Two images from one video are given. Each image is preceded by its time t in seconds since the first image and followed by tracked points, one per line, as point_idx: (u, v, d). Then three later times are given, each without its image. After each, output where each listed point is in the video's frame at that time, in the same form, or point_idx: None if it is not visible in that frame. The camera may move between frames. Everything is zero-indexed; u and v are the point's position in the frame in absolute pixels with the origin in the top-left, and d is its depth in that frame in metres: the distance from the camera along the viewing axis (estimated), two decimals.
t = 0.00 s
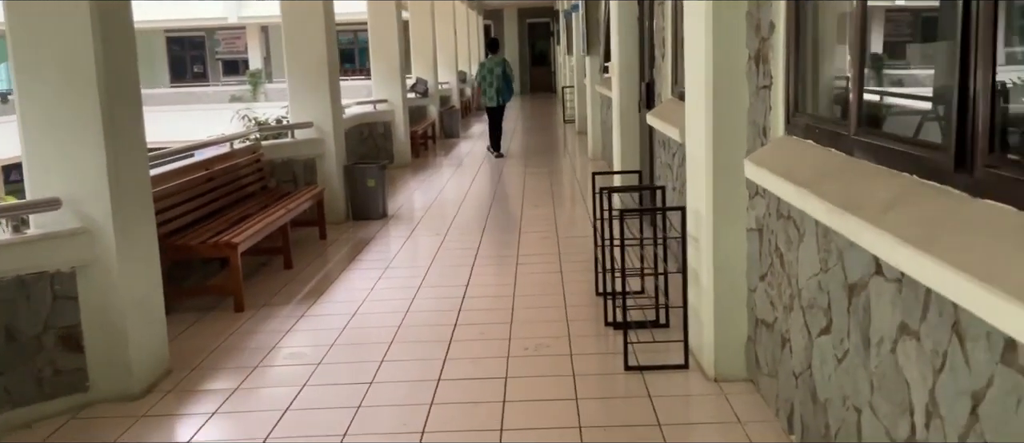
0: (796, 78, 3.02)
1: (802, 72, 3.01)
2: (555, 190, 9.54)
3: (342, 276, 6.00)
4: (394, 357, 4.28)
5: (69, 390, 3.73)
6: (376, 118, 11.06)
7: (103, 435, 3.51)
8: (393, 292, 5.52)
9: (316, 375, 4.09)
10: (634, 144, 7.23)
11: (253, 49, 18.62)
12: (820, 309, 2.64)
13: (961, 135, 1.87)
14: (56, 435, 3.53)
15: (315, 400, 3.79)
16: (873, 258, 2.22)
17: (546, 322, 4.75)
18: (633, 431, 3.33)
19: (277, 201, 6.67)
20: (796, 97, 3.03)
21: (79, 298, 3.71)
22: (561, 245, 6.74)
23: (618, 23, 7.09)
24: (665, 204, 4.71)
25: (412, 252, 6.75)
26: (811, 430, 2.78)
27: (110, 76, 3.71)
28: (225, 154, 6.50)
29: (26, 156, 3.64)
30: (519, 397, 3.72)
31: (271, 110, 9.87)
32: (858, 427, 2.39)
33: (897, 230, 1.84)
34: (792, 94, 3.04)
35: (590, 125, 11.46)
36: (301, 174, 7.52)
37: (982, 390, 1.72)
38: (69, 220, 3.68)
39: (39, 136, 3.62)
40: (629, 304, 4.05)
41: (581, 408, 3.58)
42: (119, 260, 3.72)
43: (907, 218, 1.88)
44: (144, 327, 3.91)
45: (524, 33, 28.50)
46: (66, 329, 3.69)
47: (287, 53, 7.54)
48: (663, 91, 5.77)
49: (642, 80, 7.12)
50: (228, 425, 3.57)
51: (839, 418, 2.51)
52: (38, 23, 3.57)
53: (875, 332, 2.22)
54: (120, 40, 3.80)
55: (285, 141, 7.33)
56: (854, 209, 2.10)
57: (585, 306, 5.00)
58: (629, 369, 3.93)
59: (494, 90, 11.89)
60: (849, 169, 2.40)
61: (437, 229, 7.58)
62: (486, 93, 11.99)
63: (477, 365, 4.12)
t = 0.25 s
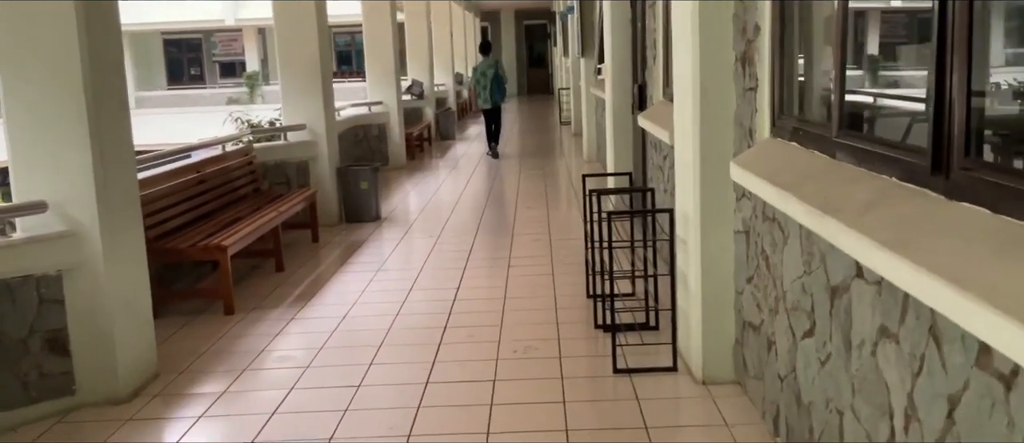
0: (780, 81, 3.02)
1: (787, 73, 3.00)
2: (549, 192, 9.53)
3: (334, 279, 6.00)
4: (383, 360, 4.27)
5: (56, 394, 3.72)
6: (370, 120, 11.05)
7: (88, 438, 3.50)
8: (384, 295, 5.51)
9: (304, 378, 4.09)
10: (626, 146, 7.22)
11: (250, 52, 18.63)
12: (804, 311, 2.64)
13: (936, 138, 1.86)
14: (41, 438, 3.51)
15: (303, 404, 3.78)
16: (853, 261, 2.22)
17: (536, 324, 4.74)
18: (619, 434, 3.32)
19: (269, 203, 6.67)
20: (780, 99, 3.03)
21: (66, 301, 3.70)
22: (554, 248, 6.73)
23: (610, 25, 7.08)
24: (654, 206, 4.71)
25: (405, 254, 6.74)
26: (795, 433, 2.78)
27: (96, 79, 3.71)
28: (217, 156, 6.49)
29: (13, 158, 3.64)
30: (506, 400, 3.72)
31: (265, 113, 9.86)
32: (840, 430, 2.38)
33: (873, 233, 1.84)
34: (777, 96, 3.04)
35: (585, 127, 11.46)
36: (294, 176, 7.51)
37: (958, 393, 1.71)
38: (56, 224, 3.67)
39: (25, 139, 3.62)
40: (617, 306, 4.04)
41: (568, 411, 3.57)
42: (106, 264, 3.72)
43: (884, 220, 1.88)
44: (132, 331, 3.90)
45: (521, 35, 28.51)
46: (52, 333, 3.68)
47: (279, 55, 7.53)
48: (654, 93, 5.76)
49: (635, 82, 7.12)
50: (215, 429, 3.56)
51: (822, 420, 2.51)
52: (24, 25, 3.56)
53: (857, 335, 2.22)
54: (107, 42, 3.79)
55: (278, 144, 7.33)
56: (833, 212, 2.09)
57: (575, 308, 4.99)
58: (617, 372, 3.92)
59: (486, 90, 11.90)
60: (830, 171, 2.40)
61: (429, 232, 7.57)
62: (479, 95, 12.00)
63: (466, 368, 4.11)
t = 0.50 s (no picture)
0: (771, 83, 3.02)
1: (777, 77, 3.01)
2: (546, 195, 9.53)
3: (329, 281, 5.99)
4: (375, 363, 4.27)
5: (47, 397, 3.72)
6: (367, 122, 11.04)
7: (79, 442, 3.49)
8: (378, 298, 5.50)
9: (297, 381, 4.08)
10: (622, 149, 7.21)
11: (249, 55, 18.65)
12: (794, 314, 2.63)
13: (923, 140, 1.86)
14: None
15: (295, 407, 3.77)
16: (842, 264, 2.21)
17: (530, 327, 4.73)
18: (611, 437, 3.31)
19: (263, 206, 6.66)
20: (771, 102, 3.03)
21: (57, 305, 3.69)
22: (550, 250, 6.72)
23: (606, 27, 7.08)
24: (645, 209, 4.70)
25: (400, 257, 6.73)
26: (786, 436, 2.77)
27: (88, 81, 3.71)
28: (212, 159, 6.49)
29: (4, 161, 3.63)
30: (498, 403, 3.71)
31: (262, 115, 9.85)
32: (830, 433, 2.38)
33: (859, 236, 1.83)
34: (768, 99, 3.05)
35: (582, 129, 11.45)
36: (290, 179, 7.50)
37: (943, 397, 1.71)
38: (47, 227, 3.66)
39: (16, 141, 3.61)
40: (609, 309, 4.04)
41: (561, 414, 3.57)
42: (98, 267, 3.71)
43: (870, 223, 1.88)
44: (124, 334, 3.89)
45: (520, 37, 28.50)
46: (44, 336, 3.68)
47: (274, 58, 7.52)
48: (648, 95, 5.76)
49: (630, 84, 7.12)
50: (206, 432, 3.55)
51: (812, 423, 2.50)
52: (15, 28, 3.55)
53: (846, 338, 2.21)
54: (98, 45, 3.79)
55: (274, 147, 7.32)
56: (820, 215, 2.09)
57: (569, 310, 4.99)
58: (610, 375, 3.92)
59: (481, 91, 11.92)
60: (819, 173, 2.39)
61: (425, 234, 7.56)
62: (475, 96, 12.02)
63: (458, 371, 4.10)
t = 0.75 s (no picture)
0: (755, 87, 3.03)
1: (760, 81, 3.01)
2: (537, 197, 9.52)
3: (318, 284, 5.97)
4: (362, 367, 4.26)
5: (32, 402, 3.71)
6: (359, 124, 11.03)
7: None
8: (366, 301, 5.49)
9: (283, 385, 4.07)
10: (612, 151, 7.21)
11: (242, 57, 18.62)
12: (777, 318, 2.64)
13: (900, 144, 1.86)
14: None
15: (281, 411, 3.76)
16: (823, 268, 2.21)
17: (518, 330, 4.73)
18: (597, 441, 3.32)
19: (253, 208, 6.64)
20: (756, 106, 3.04)
21: (42, 309, 3.68)
22: (540, 252, 6.72)
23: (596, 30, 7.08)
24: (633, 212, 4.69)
25: (389, 259, 6.71)
26: (769, 439, 2.77)
27: (73, 85, 3.69)
28: (201, 162, 6.47)
29: None
30: (485, 406, 3.71)
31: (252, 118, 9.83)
32: (812, 437, 2.38)
33: (838, 241, 1.84)
34: (753, 103, 3.05)
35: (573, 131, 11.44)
36: (279, 181, 7.49)
37: (920, 402, 1.71)
38: (32, 231, 3.65)
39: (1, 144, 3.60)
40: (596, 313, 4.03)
41: (547, 417, 3.57)
42: (83, 271, 3.70)
43: (849, 228, 1.88)
44: (109, 338, 3.88)
45: (513, 39, 28.50)
46: (28, 341, 3.68)
47: (264, 61, 7.50)
48: (638, 98, 5.76)
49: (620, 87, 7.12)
50: (191, 436, 3.54)
51: (794, 427, 2.51)
52: None
53: (826, 342, 2.22)
54: (83, 48, 3.78)
55: (263, 149, 7.30)
56: (800, 220, 2.09)
57: (557, 313, 4.99)
58: (597, 378, 3.92)
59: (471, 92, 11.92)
60: (801, 178, 2.40)
61: (415, 236, 7.55)
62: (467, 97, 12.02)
63: (445, 374, 4.10)
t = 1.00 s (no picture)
0: (731, 87, 3.04)
1: (736, 82, 3.03)
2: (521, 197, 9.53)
3: (299, 284, 5.95)
4: (341, 368, 4.25)
5: (8, 403, 3.68)
6: (343, 124, 11.00)
7: None
8: (348, 301, 5.47)
9: (261, 386, 4.05)
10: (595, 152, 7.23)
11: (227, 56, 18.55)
12: (750, 318, 2.65)
13: (866, 145, 1.88)
14: None
15: (258, 412, 3.75)
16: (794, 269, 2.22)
17: (499, 330, 4.73)
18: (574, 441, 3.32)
19: (234, 208, 6.61)
20: (731, 107, 3.05)
21: (18, 310, 3.66)
22: (523, 253, 6.72)
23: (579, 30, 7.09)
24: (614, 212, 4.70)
25: (371, 259, 6.70)
26: (744, 438, 2.78)
27: (48, 84, 3.67)
28: (183, 161, 6.44)
29: None
30: (463, 406, 3.71)
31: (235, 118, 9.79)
32: (783, 436, 2.39)
33: (805, 242, 1.85)
34: (728, 104, 3.07)
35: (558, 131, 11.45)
36: (262, 181, 7.46)
37: (886, 401, 1.73)
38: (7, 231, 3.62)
39: None
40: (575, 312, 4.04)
41: (525, 417, 3.57)
42: (59, 271, 3.68)
43: (816, 229, 1.89)
44: (86, 339, 3.85)
45: (499, 39, 28.51)
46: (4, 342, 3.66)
47: (246, 60, 7.47)
48: (620, 98, 5.77)
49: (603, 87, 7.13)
50: (168, 437, 3.53)
51: (767, 426, 2.52)
52: None
53: (797, 342, 2.23)
54: (59, 47, 3.75)
55: (245, 149, 7.27)
56: (770, 221, 2.10)
57: (538, 314, 4.99)
58: (576, 378, 3.92)
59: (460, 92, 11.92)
60: (773, 179, 2.41)
61: (398, 236, 7.54)
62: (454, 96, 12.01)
63: (425, 375, 4.10)
